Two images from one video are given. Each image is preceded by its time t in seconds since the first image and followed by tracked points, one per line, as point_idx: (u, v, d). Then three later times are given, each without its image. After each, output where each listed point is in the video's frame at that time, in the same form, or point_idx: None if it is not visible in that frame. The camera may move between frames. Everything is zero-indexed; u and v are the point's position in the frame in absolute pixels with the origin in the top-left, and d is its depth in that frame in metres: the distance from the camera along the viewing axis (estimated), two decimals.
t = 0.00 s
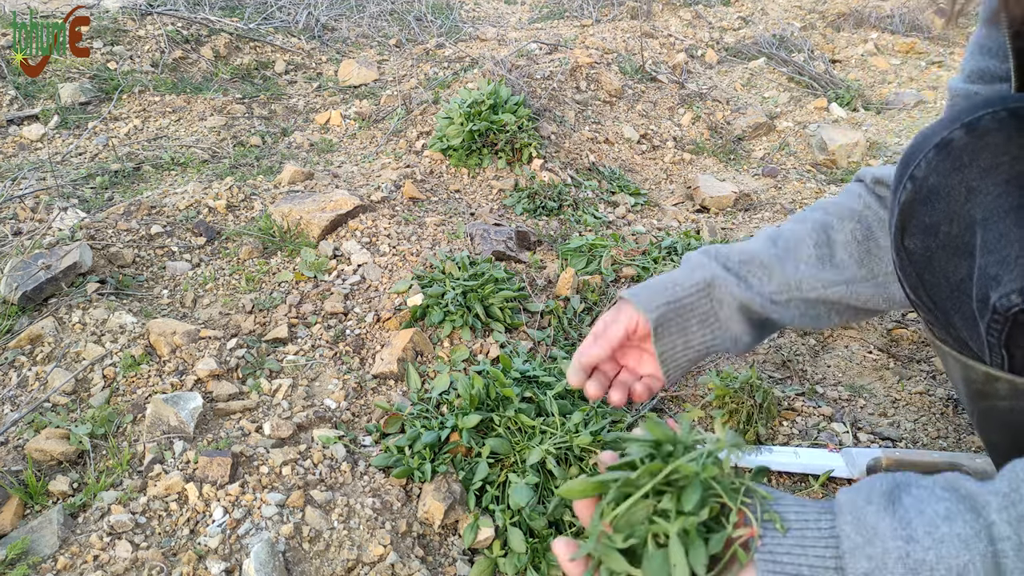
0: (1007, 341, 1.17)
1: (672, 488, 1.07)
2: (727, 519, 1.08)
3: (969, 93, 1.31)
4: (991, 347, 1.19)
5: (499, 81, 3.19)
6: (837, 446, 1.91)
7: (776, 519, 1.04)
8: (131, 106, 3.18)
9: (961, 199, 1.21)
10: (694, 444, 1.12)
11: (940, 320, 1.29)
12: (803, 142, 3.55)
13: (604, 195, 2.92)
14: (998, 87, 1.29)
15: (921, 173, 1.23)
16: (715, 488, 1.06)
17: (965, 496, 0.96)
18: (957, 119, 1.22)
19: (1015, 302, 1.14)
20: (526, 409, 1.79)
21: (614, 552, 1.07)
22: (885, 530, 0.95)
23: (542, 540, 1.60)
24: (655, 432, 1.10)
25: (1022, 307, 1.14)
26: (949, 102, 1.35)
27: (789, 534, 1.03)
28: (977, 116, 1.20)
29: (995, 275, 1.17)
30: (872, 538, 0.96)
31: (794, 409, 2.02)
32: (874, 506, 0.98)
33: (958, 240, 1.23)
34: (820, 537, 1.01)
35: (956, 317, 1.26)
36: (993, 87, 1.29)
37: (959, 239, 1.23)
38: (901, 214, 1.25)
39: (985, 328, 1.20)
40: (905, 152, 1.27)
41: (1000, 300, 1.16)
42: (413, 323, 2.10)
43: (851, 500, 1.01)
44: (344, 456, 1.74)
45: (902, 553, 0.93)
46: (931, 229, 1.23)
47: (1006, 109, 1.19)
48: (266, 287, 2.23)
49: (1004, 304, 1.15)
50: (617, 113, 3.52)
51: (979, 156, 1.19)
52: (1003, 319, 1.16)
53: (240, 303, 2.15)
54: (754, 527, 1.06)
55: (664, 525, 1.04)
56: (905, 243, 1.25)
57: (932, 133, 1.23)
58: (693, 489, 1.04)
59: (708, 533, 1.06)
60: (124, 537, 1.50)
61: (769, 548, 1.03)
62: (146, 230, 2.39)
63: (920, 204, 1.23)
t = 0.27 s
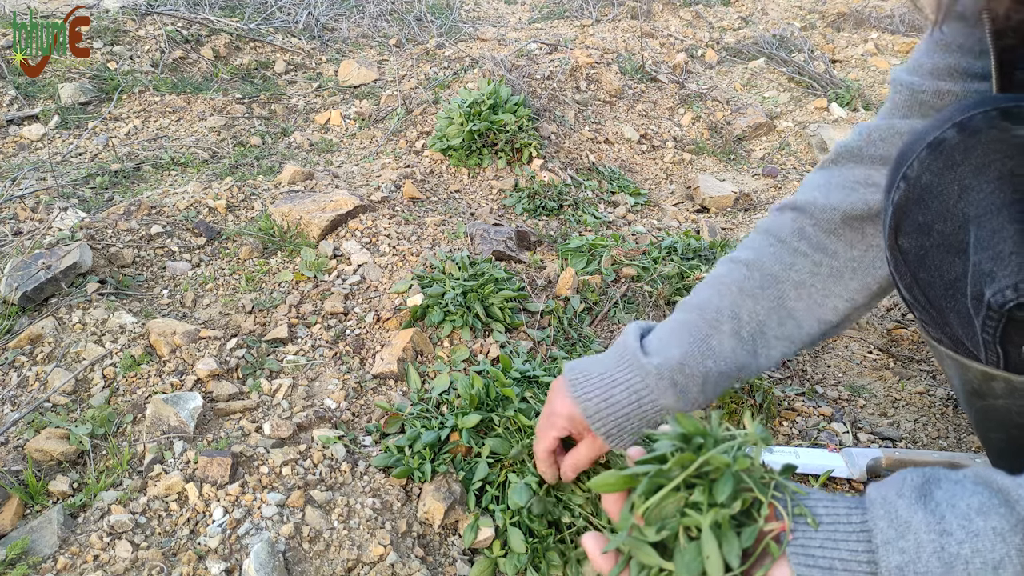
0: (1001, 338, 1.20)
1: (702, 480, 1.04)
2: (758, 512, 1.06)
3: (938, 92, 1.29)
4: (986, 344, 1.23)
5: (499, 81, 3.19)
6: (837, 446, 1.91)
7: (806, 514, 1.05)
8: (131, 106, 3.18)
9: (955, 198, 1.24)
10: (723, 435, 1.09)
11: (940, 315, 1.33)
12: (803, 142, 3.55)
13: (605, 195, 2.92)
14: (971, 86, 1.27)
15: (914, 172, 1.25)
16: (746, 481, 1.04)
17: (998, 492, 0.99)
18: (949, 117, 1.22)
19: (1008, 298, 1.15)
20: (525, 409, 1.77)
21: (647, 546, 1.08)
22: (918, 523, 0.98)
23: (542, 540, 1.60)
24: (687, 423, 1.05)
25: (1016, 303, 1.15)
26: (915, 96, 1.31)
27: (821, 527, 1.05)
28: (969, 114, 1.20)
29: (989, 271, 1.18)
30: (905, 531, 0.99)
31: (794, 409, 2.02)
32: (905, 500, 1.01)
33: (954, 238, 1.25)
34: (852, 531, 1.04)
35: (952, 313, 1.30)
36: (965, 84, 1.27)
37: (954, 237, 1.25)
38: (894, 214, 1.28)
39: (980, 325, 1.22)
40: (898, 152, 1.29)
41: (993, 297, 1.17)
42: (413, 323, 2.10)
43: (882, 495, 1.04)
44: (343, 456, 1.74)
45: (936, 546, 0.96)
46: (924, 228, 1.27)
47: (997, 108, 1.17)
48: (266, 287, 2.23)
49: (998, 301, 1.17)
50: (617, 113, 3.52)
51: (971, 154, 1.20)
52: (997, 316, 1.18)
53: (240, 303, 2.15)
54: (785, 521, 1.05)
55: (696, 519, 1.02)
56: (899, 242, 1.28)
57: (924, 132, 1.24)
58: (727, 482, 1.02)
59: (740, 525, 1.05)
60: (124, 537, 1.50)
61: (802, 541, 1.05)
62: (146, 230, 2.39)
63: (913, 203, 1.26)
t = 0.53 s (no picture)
0: (1001, 337, 1.21)
1: (700, 471, 1.05)
2: (756, 503, 1.07)
3: (937, 92, 1.28)
4: (986, 344, 1.23)
5: (499, 82, 3.19)
6: (837, 445, 1.91)
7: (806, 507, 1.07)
8: (131, 106, 3.18)
9: (956, 197, 1.24)
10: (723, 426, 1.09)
11: (940, 315, 1.34)
12: (803, 142, 3.56)
13: (605, 195, 2.92)
14: (971, 86, 1.27)
15: (915, 171, 1.25)
16: (745, 472, 1.05)
17: (994, 486, 1.01)
18: (950, 117, 1.22)
19: (1008, 298, 1.16)
20: (524, 409, 1.76)
21: (646, 534, 1.09)
22: (914, 516, 1.01)
23: (542, 540, 1.60)
24: (685, 414, 1.07)
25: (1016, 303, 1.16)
26: (914, 96, 1.30)
27: (818, 520, 1.07)
28: (971, 114, 1.20)
29: (990, 271, 1.18)
30: (901, 524, 1.02)
31: (794, 409, 2.02)
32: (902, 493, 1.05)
33: (954, 237, 1.26)
34: (849, 523, 1.06)
35: (952, 312, 1.30)
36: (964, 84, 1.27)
37: (954, 236, 1.26)
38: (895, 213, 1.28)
39: (980, 324, 1.22)
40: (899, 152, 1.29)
41: (995, 297, 1.18)
42: (413, 323, 2.10)
43: (880, 489, 1.07)
44: (343, 456, 1.74)
45: (931, 538, 0.98)
46: (925, 228, 1.27)
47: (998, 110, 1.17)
48: (266, 287, 2.23)
49: (998, 300, 1.17)
50: (617, 114, 3.52)
51: (971, 154, 1.21)
52: (997, 316, 1.18)
53: (240, 303, 2.15)
54: (782, 512, 1.06)
55: (694, 508, 1.03)
56: (900, 241, 1.29)
57: (925, 132, 1.25)
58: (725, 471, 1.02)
59: (738, 516, 1.06)
60: (124, 537, 1.50)
61: (798, 532, 1.06)
62: (146, 230, 2.39)
63: (914, 203, 1.26)
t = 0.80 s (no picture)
0: (1002, 338, 1.19)
1: (705, 472, 1.05)
2: (760, 504, 1.07)
3: (938, 91, 1.30)
4: (987, 345, 1.22)
5: (499, 82, 3.19)
6: (837, 446, 1.91)
7: (813, 511, 1.08)
8: (131, 106, 3.18)
9: (956, 198, 1.24)
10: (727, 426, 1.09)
11: (942, 315, 1.33)
12: (803, 142, 3.56)
13: (605, 195, 2.92)
14: (971, 86, 1.29)
15: (915, 172, 1.25)
16: (750, 473, 1.05)
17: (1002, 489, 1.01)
18: (951, 117, 1.23)
19: (1009, 299, 1.13)
20: (523, 408, 1.75)
21: (648, 536, 1.08)
22: (921, 519, 1.00)
23: (541, 541, 1.60)
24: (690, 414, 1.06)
25: (1017, 304, 1.12)
26: (915, 94, 1.32)
27: (824, 522, 1.08)
28: (971, 116, 1.21)
29: (991, 272, 1.16)
30: (908, 527, 1.01)
31: (794, 409, 2.02)
32: (908, 496, 1.04)
33: (954, 238, 1.25)
34: (855, 525, 1.07)
35: (953, 313, 1.29)
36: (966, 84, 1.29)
37: (954, 237, 1.25)
38: (895, 214, 1.28)
39: (981, 325, 1.21)
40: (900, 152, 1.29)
41: (996, 297, 1.14)
42: (413, 323, 2.10)
43: (887, 491, 1.07)
44: (343, 456, 1.74)
45: (939, 541, 0.98)
46: (925, 228, 1.27)
47: (998, 108, 1.20)
48: (266, 287, 2.23)
49: (999, 301, 1.14)
50: (617, 114, 3.52)
51: (972, 154, 1.21)
52: (998, 316, 1.16)
53: (240, 303, 2.15)
54: (786, 514, 1.07)
55: (699, 510, 1.03)
56: (900, 242, 1.30)
57: (925, 133, 1.25)
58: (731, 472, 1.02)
59: (741, 517, 1.06)
60: (124, 537, 1.50)
61: (803, 535, 1.07)
62: (146, 230, 2.39)
63: (914, 204, 1.26)
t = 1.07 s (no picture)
0: (1001, 339, 1.19)
1: (701, 470, 1.08)
2: (755, 503, 1.09)
3: (941, 84, 1.27)
4: (987, 346, 1.22)
5: (499, 82, 3.19)
6: (837, 445, 1.91)
7: (807, 509, 1.08)
8: (131, 106, 3.18)
9: (955, 199, 1.24)
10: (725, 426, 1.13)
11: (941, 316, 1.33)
12: (803, 142, 3.56)
13: (605, 195, 2.92)
14: (973, 80, 1.26)
15: (914, 173, 1.25)
16: (745, 472, 1.08)
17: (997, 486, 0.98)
18: (949, 118, 1.23)
19: (1008, 301, 1.13)
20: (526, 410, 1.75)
21: (645, 533, 1.11)
22: (916, 517, 0.98)
23: (542, 540, 1.60)
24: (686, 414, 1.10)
25: (1016, 305, 1.13)
26: (918, 89, 1.29)
27: (818, 520, 1.07)
28: (970, 116, 1.21)
29: (989, 273, 1.16)
30: (902, 525, 0.99)
31: (794, 409, 2.02)
32: (904, 493, 1.01)
33: (953, 239, 1.25)
34: (849, 524, 1.05)
35: (952, 314, 1.30)
36: (968, 78, 1.26)
37: (953, 238, 1.25)
38: (894, 215, 1.27)
39: (980, 326, 1.21)
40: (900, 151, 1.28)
41: (994, 299, 1.15)
42: (413, 323, 2.10)
43: (881, 489, 1.04)
44: (343, 456, 1.74)
45: (932, 539, 0.95)
46: (925, 230, 1.27)
47: (998, 108, 1.20)
48: (266, 287, 2.23)
49: (998, 303, 1.14)
50: (617, 114, 3.52)
51: (971, 156, 1.22)
52: (997, 318, 1.16)
53: (240, 303, 2.15)
54: (782, 512, 1.09)
55: (694, 507, 1.06)
56: (899, 243, 1.28)
57: (924, 133, 1.25)
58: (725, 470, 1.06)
59: (737, 515, 1.09)
60: (124, 537, 1.50)
61: (798, 532, 1.07)
62: (146, 230, 2.39)
63: (913, 205, 1.26)
